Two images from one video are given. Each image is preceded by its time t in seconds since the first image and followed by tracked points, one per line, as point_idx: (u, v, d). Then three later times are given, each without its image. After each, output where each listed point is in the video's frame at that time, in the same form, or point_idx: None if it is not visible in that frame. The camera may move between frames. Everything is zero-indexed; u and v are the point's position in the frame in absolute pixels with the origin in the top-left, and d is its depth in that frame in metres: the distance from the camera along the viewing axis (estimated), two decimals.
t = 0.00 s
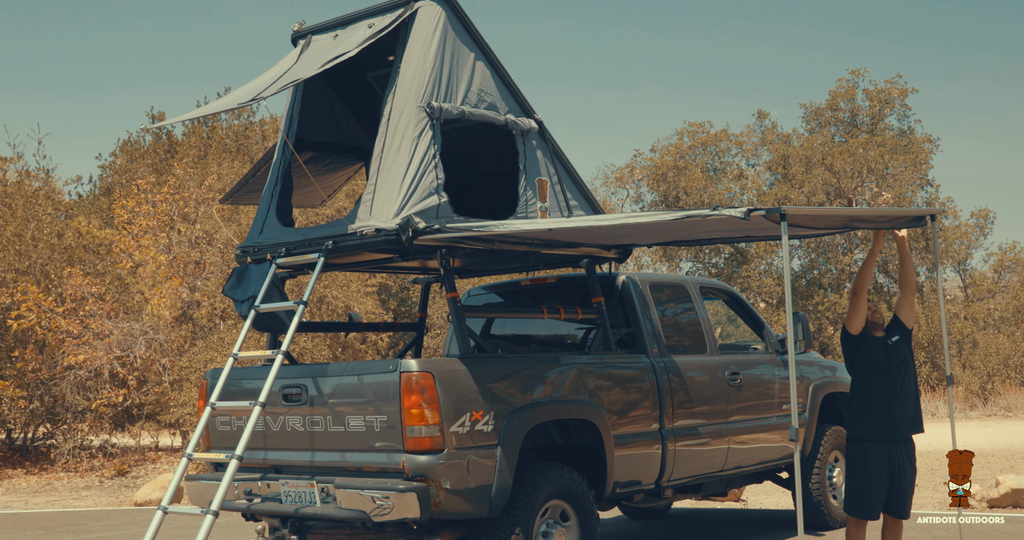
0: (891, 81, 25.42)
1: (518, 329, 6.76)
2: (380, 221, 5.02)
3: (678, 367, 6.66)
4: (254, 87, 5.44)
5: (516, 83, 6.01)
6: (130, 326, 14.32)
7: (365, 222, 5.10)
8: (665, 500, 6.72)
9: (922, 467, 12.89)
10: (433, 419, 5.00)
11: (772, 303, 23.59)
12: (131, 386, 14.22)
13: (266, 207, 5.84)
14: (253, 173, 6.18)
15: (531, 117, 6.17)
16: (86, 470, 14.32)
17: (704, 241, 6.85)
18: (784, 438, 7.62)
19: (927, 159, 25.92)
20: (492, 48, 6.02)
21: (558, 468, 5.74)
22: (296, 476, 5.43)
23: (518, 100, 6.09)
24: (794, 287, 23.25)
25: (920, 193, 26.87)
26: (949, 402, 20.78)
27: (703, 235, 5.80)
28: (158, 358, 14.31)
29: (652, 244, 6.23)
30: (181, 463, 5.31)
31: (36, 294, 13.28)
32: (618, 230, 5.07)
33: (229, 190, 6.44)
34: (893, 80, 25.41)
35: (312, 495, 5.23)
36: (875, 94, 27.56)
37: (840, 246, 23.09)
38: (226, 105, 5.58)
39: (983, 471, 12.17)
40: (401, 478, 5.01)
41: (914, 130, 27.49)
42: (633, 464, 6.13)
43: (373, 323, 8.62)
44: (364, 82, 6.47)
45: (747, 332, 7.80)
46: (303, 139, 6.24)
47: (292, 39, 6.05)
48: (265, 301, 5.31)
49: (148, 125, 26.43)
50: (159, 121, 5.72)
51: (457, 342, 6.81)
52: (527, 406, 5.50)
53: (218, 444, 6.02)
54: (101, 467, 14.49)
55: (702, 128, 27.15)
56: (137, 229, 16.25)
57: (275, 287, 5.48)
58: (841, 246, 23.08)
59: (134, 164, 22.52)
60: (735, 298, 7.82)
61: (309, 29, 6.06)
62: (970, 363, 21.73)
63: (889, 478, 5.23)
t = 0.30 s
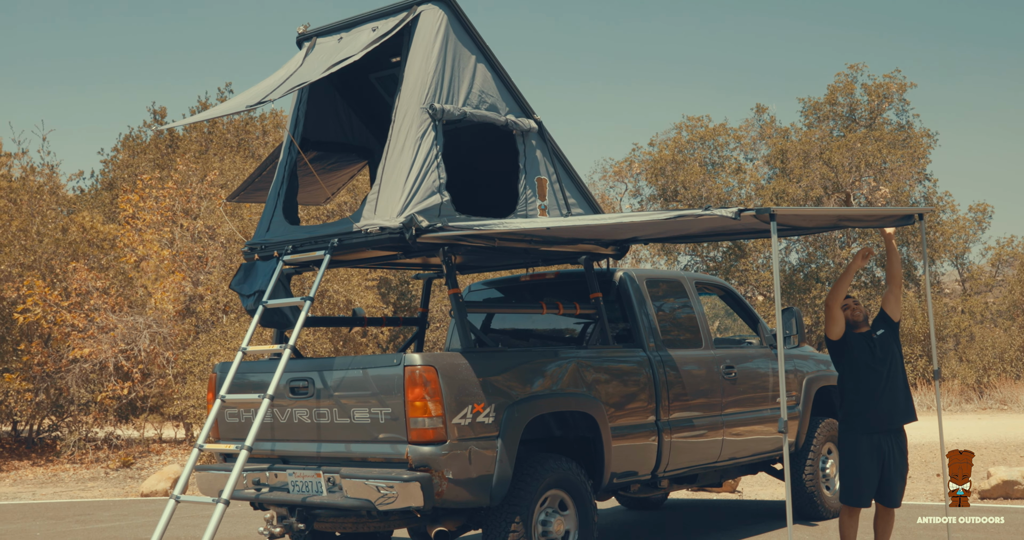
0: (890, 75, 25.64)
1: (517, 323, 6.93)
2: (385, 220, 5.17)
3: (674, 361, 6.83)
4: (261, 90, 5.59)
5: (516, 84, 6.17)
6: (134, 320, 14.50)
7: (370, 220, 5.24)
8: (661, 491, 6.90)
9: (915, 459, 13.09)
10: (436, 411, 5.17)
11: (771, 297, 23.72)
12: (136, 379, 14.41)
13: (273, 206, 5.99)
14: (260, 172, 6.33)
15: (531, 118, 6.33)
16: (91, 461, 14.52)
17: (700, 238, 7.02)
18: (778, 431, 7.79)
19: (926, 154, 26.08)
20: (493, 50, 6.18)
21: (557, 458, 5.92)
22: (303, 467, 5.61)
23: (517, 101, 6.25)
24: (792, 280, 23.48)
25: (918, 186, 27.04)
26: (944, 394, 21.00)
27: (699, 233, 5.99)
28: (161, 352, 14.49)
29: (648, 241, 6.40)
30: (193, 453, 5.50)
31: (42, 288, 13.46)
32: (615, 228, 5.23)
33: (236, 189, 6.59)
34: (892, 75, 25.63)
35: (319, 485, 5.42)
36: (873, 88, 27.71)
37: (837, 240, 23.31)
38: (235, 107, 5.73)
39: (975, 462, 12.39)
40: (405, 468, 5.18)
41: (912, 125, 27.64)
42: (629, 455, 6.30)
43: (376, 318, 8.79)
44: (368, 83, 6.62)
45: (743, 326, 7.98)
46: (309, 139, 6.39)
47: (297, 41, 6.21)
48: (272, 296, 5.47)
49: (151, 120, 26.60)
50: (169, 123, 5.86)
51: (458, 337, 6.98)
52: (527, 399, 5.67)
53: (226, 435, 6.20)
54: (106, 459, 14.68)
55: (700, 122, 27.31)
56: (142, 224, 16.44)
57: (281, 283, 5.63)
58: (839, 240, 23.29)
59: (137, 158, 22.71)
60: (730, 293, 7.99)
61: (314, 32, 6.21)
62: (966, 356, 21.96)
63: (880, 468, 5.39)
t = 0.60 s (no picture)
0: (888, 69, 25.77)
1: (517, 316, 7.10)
2: (389, 216, 5.33)
3: (670, 352, 7.00)
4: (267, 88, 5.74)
5: (515, 84, 6.33)
6: (139, 312, 14.67)
7: (374, 216, 5.40)
8: (658, 479, 7.07)
9: (909, 449, 13.30)
10: (439, 401, 5.35)
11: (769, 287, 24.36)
12: (140, 370, 14.60)
13: (279, 202, 6.15)
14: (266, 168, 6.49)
15: (531, 116, 6.50)
16: (96, 451, 14.72)
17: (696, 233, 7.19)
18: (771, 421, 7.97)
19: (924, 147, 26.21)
20: (493, 50, 6.34)
21: (556, 447, 6.10)
22: (309, 455, 5.79)
23: (517, 100, 6.41)
24: (789, 272, 23.70)
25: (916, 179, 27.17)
26: (939, 385, 21.22)
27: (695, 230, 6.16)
28: (166, 343, 14.67)
29: (644, 236, 6.57)
30: (203, 442, 5.69)
31: (48, 281, 13.65)
32: (612, 224, 5.40)
33: (243, 184, 6.75)
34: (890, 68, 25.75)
35: (325, 472, 5.59)
36: (872, 81, 27.82)
37: (835, 232, 23.51)
38: (242, 106, 5.88)
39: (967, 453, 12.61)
40: (408, 456, 5.36)
41: (910, 118, 27.79)
42: (626, 444, 6.48)
43: (379, 310, 8.96)
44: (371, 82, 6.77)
45: (738, 319, 8.15)
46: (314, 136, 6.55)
47: (302, 41, 6.37)
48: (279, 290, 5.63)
49: (152, 113, 26.74)
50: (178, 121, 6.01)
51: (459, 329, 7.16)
52: (527, 389, 5.84)
53: (235, 425, 6.39)
54: (111, 448, 14.88)
55: (699, 115, 27.45)
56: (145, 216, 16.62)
57: (288, 277, 5.79)
58: (836, 232, 23.49)
59: (139, 151, 22.86)
60: (726, 287, 8.16)
61: (319, 32, 6.37)
62: (961, 347, 22.16)
63: (865, 457, 5.55)
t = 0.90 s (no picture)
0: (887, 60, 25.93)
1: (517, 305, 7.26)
2: (392, 209, 5.48)
3: (666, 341, 7.17)
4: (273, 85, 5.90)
5: (515, 79, 6.48)
6: (143, 301, 14.83)
7: (378, 209, 5.55)
8: (654, 464, 7.24)
9: (904, 437, 13.51)
10: (440, 388, 5.52)
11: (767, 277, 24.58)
12: (145, 358, 14.77)
13: (285, 195, 6.31)
14: (271, 162, 6.65)
15: (530, 111, 6.65)
16: (101, 439, 14.90)
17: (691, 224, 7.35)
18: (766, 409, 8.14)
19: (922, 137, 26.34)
20: (493, 47, 6.48)
21: (554, 433, 6.27)
22: (314, 441, 5.96)
23: (517, 95, 6.56)
24: (788, 262, 23.90)
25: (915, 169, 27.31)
26: (936, 373, 21.44)
27: (688, 224, 6.31)
28: (170, 332, 14.83)
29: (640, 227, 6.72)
30: (211, 428, 5.86)
31: (54, 271, 13.80)
32: (607, 217, 5.55)
33: (249, 177, 6.91)
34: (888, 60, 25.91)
35: (330, 458, 5.76)
36: (870, 72, 27.94)
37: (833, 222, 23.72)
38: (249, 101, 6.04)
39: (959, 440, 12.83)
40: (411, 441, 5.53)
41: (908, 107, 27.90)
42: (622, 430, 6.65)
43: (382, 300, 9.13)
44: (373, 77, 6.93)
45: (732, 308, 8.32)
46: (318, 130, 6.70)
47: (306, 37, 6.53)
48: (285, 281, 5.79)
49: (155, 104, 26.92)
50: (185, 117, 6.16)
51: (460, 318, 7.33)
52: (526, 377, 6.01)
53: (242, 412, 6.57)
54: (116, 436, 15.06)
55: (698, 106, 27.61)
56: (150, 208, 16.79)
57: (293, 269, 5.95)
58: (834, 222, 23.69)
59: (142, 142, 23.02)
60: (720, 277, 8.32)
61: (323, 29, 6.53)
62: (958, 336, 22.34)
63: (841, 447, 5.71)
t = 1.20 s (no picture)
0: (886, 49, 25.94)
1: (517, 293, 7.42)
2: (394, 199, 5.63)
3: (662, 327, 7.34)
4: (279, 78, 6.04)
5: (514, 73, 6.63)
6: (147, 289, 15.00)
7: (380, 199, 5.70)
8: (650, 448, 7.41)
9: (898, 422, 13.72)
10: (441, 373, 5.68)
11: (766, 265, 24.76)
12: (150, 345, 14.96)
13: (289, 186, 6.46)
14: (276, 153, 6.80)
15: (528, 103, 6.79)
16: (106, 425, 15.11)
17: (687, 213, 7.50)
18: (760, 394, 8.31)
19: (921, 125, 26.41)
20: (493, 41, 6.63)
21: (552, 417, 6.44)
22: (318, 425, 6.13)
23: (515, 88, 6.71)
24: (787, 250, 24.06)
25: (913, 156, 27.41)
26: (933, 359, 21.62)
27: (683, 214, 6.47)
28: (174, 319, 15.01)
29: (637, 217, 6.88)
30: (218, 413, 6.02)
31: (59, 259, 13.98)
32: (602, 207, 5.70)
33: (254, 168, 7.07)
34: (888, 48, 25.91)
35: (333, 441, 5.92)
36: (869, 60, 27.99)
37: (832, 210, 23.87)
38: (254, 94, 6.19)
39: (952, 425, 13.03)
40: (412, 425, 5.70)
41: (906, 96, 27.95)
42: (619, 415, 6.82)
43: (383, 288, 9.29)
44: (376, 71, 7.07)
45: (728, 296, 8.48)
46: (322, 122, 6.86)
47: (311, 31, 6.69)
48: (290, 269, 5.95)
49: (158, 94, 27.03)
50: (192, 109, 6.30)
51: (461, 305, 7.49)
52: (525, 363, 6.17)
53: (248, 397, 6.74)
54: (121, 422, 15.27)
55: (697, 95, 27.70)
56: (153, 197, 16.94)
57: (298, 257, 6.10)
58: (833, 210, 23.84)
59: (145, 132, 23.17)
60: (716, 265, 8.48)
61: (327, 23, 6.68)
62: (954, 323, 22.51)
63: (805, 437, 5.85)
